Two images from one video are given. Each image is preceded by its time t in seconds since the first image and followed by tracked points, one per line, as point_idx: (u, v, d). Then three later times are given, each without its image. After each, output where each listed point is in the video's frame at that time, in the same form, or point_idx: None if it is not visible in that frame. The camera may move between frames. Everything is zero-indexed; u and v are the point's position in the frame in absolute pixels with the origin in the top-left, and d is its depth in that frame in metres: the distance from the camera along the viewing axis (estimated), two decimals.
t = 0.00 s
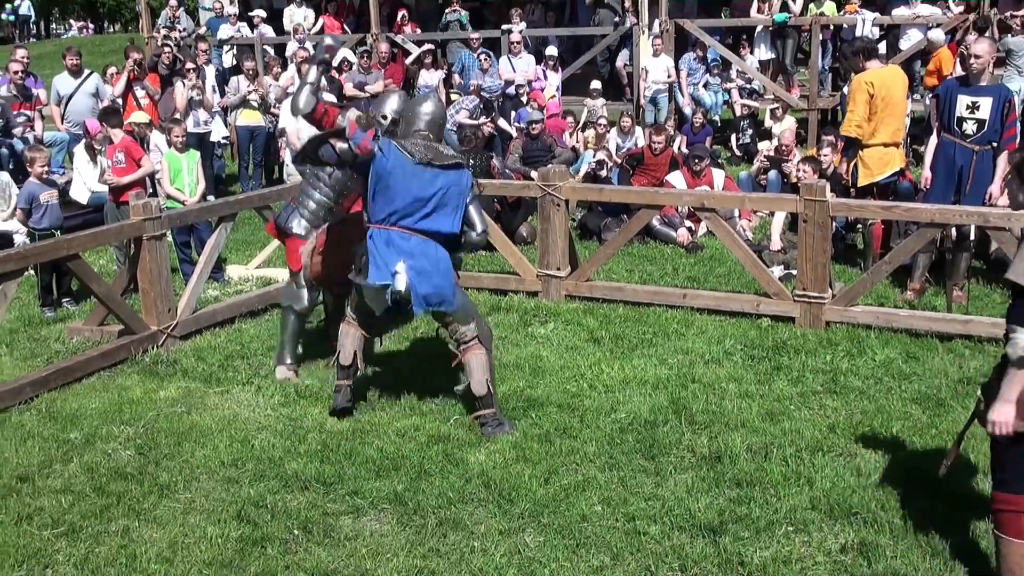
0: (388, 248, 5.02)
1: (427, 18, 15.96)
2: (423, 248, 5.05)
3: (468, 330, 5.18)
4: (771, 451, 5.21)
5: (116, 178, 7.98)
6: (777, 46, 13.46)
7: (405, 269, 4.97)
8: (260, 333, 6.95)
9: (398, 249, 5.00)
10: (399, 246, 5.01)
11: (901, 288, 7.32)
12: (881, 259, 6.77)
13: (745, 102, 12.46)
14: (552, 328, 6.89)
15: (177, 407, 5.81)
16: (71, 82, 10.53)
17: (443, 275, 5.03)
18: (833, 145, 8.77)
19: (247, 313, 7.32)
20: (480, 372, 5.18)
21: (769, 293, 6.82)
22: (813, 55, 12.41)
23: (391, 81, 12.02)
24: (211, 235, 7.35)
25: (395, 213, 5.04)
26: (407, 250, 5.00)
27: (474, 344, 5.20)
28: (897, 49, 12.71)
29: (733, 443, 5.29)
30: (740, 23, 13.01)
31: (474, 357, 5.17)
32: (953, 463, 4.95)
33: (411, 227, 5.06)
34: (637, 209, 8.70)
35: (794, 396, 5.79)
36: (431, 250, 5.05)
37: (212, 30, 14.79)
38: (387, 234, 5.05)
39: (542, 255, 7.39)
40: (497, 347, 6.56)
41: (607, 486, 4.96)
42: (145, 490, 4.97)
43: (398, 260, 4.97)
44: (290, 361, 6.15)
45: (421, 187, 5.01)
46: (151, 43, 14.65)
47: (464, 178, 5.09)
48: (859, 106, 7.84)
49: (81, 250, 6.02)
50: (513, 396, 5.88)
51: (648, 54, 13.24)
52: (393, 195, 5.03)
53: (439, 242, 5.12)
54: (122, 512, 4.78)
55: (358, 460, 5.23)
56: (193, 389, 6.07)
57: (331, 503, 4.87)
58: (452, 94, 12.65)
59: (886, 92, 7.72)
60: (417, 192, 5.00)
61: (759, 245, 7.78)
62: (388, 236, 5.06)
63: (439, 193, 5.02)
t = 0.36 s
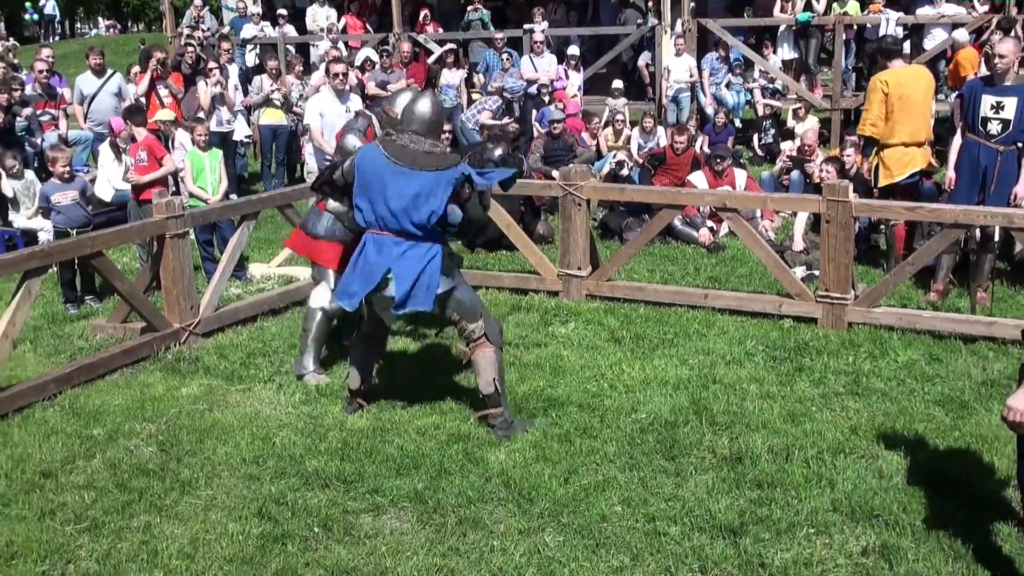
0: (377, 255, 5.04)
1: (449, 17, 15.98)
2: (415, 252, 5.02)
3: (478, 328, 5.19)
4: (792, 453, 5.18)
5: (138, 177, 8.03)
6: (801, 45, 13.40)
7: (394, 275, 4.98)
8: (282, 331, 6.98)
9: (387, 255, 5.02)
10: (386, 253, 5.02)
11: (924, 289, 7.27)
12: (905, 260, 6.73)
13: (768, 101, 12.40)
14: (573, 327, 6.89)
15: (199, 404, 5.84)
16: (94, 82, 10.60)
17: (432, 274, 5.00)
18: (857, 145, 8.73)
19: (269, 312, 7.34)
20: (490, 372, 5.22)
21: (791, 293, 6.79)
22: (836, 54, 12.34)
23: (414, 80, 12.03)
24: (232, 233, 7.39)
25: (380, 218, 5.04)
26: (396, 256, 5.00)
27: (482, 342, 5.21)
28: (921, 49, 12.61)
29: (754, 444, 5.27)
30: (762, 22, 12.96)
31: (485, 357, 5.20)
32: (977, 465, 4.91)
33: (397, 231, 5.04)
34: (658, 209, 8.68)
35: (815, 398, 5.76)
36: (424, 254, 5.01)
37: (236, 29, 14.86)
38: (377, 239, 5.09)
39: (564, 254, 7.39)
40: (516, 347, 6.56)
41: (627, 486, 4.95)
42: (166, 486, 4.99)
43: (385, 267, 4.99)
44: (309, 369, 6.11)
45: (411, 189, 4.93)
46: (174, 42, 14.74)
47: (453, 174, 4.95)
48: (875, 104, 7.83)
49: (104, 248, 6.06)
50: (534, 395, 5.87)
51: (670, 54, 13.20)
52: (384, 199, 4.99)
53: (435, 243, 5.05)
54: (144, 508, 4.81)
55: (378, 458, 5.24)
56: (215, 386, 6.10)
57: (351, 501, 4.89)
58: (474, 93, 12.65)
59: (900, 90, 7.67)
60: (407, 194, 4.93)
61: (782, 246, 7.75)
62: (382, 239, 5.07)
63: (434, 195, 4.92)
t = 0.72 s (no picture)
0: (460, 282, 4.69)
1: (485, 17, 15.99)
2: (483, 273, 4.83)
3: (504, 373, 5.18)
4: (830, 456, 5.13)
5: (178, 177, 8.09)
6: (840, 45, 13.30)
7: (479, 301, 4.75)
8: (318, 330, 7.00)
9: (468, 280, 4.72)
10: (468, 278, 4.72)
11: (965, 292, 7.18)
12: (946, 262, 6.65)
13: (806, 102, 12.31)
14: (608, 328, 6.86)
15: (236, 402, 5.87)
16: (133, 82, 10.70)
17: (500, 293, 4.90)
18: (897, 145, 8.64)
19: (305, 310, 7.38)
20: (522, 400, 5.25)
21: (829, 295, 6.73)
22: (875, 55, 12.23)
23: (450, 80, 12.06)
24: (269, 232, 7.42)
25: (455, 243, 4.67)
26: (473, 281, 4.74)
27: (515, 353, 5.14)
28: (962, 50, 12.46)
29: (791, 447, 5.22)
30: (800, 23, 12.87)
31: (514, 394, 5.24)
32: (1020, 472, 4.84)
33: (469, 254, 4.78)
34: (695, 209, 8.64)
35: (854, 401, 5.70)
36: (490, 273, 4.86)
37: (274, 30, 14.96)
38: (449, 265, 4.71)
39: (600, 254, 7.37)
40: (551, 347, 6.55)
41: (663, 488, 4.92)
42: (203, 483, 5.02)
43: (475, 293, 4.71)
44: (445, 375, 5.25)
45: (476, 211, 4.69)
46: (213, 43, 14.86)
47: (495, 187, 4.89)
48: (909, 99, 7.81)
49: (143, 247, 6.11)
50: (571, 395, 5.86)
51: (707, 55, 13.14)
52: (456, 227, 4.64)
53: (488, 261, 4.92)
54: (181, 504, 4.84)
55: (414, 457, 5.25)
56: (252, 384, 6.13)
57: (386, 499, 4.89)
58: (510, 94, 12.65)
59: (932, 84, 7.61)
60: (472, 217, 4.68)
61: (820, 247, 7.68)
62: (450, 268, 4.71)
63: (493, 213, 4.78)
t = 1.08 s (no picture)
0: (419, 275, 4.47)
1: (529, 16, 16.00)
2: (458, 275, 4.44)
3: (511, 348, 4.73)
4: (874, 461, 5.08)
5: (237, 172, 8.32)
6: (888, 45, 13.17)
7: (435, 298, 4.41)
8: (361, 327, 7.03)
9: (430, 275, 4.44)
10: (429, 273, 4.44)
11: (1014, 296, 7.07)
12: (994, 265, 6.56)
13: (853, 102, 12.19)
14: (650, 329, 6.84)
15: (279, 398, 5.92)
16: (180, 81, 10.82)
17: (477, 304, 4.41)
18: (946, 146, 8.53)
19: (348, 308, 7.42)
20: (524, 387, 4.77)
21: (875, 298, 6.67)
22: (924, 53, 12.08)
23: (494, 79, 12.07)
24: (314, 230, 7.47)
25: (419, 237, 4.46)
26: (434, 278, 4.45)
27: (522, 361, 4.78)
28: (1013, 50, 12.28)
29: (834, 451, 5.17)
30: (847, 22, 12.74)
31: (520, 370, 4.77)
32: None
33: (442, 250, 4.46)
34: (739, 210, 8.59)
35: (898, 405, 5.64)
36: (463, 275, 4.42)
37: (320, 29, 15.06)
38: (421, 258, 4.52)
39: (643, 255, 7.35)
40: (592, 347, 6.54)
41: (704, 490, 4.89)
42: (246, 478, 5.07)
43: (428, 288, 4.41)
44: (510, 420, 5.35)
45: (440, 204, 4.38)
46: (259, 41, 15.00)
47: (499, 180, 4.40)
48: (955, 91, 7.72)
49: (190, 244, 6.18)
50: (614, 396, 5.85)
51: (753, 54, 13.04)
52: (413, 217, 4.44)
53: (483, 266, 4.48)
54: (224, 498, 4.89)
55: (455, 456, 5.26)
56: (295, 381, 6.18)
57: (427, 498, 4.91)
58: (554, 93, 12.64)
59: (981, 79, 7.50)
60: (434, 211, 4.39)
61: (866, 249, 7.60)
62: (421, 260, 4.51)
63: (471, 208, 4.37)
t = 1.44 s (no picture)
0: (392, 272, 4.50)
1: (572, 15, 15.96)
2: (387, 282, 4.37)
3: (477, 375, 4.31)
4: (918, 466, 5.00)
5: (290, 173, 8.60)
6: (936, 44, 13.03)
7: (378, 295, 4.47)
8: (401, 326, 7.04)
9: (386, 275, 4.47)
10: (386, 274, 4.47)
11: None
12: None
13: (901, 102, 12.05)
14: (692, 330, 6.79)
15: (320, 395, 5.93)
16: (224, 79, 10.91)
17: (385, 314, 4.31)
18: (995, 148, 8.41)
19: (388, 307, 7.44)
20: (476, 432, 4.29)
21: (921, 301, 6.57)
22: (974, 53, 11.92)
23: (537, 78, 12.05)
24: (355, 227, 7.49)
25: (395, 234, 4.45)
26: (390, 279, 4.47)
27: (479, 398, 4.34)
28: None
29: (879, 455, 5.10)
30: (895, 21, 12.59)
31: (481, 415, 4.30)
32: None
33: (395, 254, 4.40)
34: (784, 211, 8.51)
35: (945, 410, 5.55)
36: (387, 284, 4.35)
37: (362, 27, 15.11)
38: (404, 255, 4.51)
39: (685, 255, 7.30)
40: (633, 348, 6.50)
41: (745, 493, 4.84)
42: (287, 474, 5.09)
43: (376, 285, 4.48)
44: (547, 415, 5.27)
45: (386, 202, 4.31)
46: (302, 39, 15.09)
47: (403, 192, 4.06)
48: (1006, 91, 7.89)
49: (233, 241, 6.21)
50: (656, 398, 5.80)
51: (797, 54, 12.90)
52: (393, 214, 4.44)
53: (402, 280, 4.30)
54: (265, 494, 4.91)
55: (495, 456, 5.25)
56: (335, 378, 6.19)
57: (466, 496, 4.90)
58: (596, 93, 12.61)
59: None
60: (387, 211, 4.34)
61: (913, 251, 7.50)
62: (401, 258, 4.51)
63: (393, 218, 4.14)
